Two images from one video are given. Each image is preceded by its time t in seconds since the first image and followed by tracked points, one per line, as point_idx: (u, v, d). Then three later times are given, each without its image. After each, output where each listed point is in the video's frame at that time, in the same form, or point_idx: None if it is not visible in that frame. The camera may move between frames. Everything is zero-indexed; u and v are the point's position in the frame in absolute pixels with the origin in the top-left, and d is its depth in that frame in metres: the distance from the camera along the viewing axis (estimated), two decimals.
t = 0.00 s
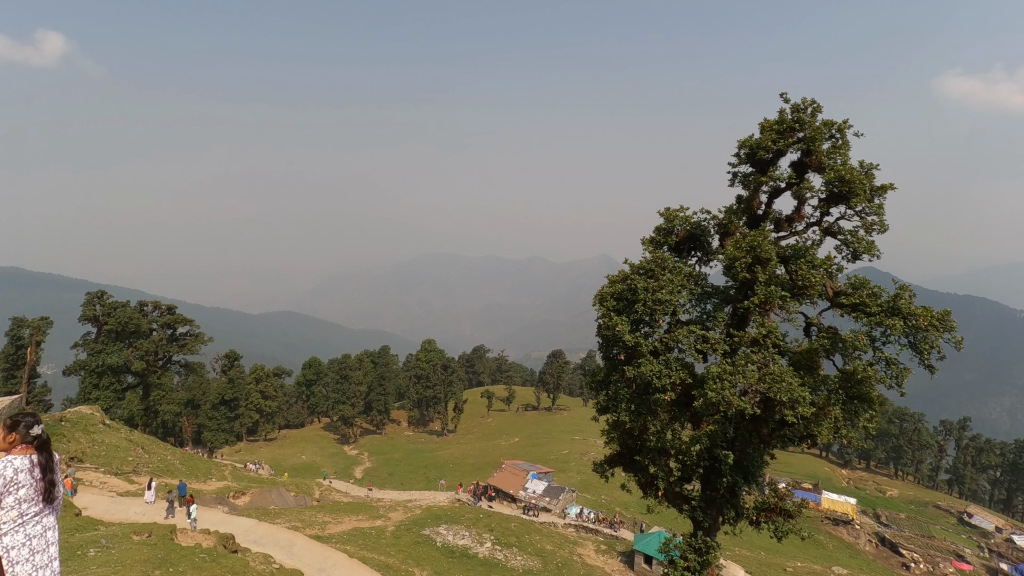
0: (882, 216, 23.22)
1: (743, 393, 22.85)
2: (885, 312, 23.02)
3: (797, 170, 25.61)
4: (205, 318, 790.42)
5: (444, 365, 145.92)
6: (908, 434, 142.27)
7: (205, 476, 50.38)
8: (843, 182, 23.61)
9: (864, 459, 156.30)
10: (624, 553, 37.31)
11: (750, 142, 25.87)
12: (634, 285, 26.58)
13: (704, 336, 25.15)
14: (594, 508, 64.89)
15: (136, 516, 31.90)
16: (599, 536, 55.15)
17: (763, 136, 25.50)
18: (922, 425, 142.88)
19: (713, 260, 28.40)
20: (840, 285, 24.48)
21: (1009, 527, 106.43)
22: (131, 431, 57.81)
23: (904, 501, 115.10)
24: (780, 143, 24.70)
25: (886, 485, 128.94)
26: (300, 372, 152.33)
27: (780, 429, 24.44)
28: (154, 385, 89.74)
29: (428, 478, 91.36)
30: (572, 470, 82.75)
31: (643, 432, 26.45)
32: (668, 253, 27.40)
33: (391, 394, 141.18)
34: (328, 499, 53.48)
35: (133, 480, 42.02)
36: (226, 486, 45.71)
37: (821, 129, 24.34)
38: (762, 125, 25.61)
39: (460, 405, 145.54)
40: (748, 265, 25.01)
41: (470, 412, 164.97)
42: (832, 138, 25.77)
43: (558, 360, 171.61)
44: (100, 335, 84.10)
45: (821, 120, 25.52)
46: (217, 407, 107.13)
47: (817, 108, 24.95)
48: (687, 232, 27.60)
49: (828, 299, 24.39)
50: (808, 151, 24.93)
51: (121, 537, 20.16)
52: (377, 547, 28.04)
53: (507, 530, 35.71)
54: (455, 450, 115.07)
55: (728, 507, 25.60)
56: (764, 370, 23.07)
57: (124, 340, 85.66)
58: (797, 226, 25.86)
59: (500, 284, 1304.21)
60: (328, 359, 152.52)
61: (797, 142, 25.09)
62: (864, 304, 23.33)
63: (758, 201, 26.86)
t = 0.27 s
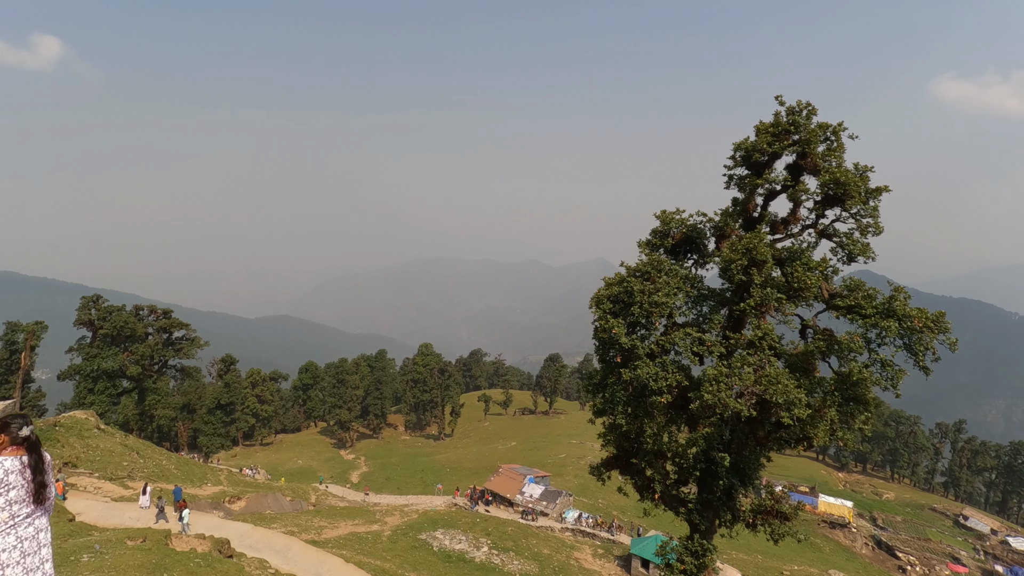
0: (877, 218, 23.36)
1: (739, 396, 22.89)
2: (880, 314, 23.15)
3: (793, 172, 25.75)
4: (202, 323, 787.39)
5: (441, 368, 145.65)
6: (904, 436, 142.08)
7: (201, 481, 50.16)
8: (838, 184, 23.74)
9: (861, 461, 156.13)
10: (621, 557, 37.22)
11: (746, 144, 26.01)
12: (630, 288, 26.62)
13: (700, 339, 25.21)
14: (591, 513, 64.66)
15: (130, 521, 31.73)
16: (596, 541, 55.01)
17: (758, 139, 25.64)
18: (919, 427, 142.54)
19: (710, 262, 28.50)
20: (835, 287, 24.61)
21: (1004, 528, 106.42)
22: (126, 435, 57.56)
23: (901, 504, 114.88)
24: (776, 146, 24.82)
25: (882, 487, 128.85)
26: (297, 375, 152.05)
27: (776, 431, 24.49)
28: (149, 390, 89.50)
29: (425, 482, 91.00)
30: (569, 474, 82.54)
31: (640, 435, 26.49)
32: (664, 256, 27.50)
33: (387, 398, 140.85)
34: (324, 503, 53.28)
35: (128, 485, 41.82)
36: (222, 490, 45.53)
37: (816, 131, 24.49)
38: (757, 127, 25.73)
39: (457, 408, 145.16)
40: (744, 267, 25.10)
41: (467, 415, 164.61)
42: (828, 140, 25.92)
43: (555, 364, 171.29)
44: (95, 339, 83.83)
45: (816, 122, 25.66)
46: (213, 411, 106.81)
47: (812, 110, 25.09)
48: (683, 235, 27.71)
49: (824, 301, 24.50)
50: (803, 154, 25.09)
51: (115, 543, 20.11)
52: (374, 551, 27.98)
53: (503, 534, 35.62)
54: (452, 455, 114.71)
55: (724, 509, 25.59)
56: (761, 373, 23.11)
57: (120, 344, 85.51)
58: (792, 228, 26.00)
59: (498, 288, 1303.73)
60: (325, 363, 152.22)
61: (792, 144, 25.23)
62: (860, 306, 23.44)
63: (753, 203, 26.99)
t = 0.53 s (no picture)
0: (865, 210, 23.70)
1: (730, 388, 23.09)
2: (868, 305, 23.46)
3: (783, 166, 26.07)
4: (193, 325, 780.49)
5: (433, 366, 145.37)
6: (891, 427, 142.90)
7: (189, 477, 49.78)
8: (828, 177, 24.06)
9: (849, 452, 157.52)
10: (612, 550, 37.38)
11: (736, 138, 26.28)
12: (622, 282, 26.78)
13: (691, 332, 25.40)
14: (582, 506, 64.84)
15: (117, 517, 31.45)
16: (587, 535, 55.18)
17: (749, 132, 25.91)
18: (906, 418, 143.47)
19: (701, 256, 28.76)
20: (825, 279, 24.93)
21: (987, 513, 108.13)
22: (112, 431, 56.94)
23: (888, 493, 116.03)
24: (766, 139, 25.13)
25: (870, 478, 130.17)
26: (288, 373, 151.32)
27: (766, 422, 24.74)
28: (137, 386, 88.74)
29: (416, 478, 90.80)
30: (560, 469, 82.70)
31: (632, 428, 26.65)
32: (656, 250, 27.71)
33: (379, 395, 140.38)
34: (314, 499, 53.05)
35: (114, 481, 41.40)
36: (210, 486, 45.22)
37: (806, 124, 24.81)
38: (748, 121, 26.00)
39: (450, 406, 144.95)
40: (735, 260, 25.33)
41: (459, 413, 164.54)
42: (817, 134, 26.23)
43: (547, 361, 171.42)
44: (81, 335, 82.99)
45: (805, 116, 25.96)
46: (202, 407, 106.08)
47: (802, 104, 25.38)
48: (675, 229, 27.95)
49: (814, 293, 24.80)
50: (793, 147, 25.42)
51: (100, 537, 20.02)
52: (365, 546, 27.93)
53: (495, 528, 35.65)
54: (444, 451, 114.60)
55: (715, 501, 25.82)
56: (751, 365, 23.33)
57: (106, 340, 84.66)
58: (782, 222, 26.32)
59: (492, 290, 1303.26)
60: (316, 361, 151.64)
61: (782, 138, 25.56)
62: (849, 298, 23.72)
63: (744, 197, 27.28)
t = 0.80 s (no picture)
0: (859, 205, 23.90)
1: (725, 383, 23.18)
2: (863, 299, 23.62)
3: (778, 161, 26.25)
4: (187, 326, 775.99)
5: (429, 364, 145.13)
6: (885, 421, 143.16)
7: (183, 473, 49.46)
8: (822, 171, 24.26)
9: (842, 446, 158.29)
10: (608, 546, 37.45)
11: (731, 133, 26.47)
12: (617, 279, 26.82)
13: (687, 328, 25.48)
14: (577, 503, 64.85)
15: (109, 512, 31.22)
16: (583, 531, 55.22)
17: (743, 128, 26.10)
18: (899, 412, 143.70)
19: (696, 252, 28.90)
20: (819, 274, 25.11)
21: (978, 503, 109.28)
22: (104, 427, 56.59)
23: (881, 486, 116.70)
24: (761, 134, 25.33)
25: (863, 471, 130.87)
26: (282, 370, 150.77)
27: (761, 417, 24.84)
28: (129, 382, 88.22)
29: (412, 475, 90.59)
30: (556, 466, 82.72)
31: (627, 424, 26.70)
32: (651, 246, 27.82)
33: (374, 393, 139.97)
34: (309, 496, 52.82)
35: (105, 477, 41.08)
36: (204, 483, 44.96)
37: (800, 119, 25.01)
38: (742, 117, 26.17)
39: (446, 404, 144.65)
40: (730, 256, 25.46)
41: (455, 410, 164.41)
42: (812, 129, 26.43)
43: (543, 359, 171.38)
44: (73, 331, 82.32)
45: (800, 111, 26.13)
46: (196, 404, 105.54)
47: (796, 99, 25.58)
48: (670, 225, 28.08)
49: (808, 288, 24.96)
50: (787, 142, 25.61)
51: (92, 531, 20.02)
52: (360, 542, 27.86)
53: (490, 525, 35.62)
54: (440, 448, 114.43)
55: (710, 495, 25.92)
56: (746, 360, 23.44)
57: (98, 336, 84.14)
58: (777, 217, 26.50)
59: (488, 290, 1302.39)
60: (311, 358, 151.25)
61: (776, 133, 25.75)
62: (843, 292, 23.89)
63: (739, 193, 27.45)
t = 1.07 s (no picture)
0: (856, 200, 24.07)
1: (723, 378, 23.27)
2: (860, 293, 23.76)
3: (775, 157, 26.42)
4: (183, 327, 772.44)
5: (426, 362, 144.81)
6: (881, 416, 143.84)
7: (180, 469, 49.26)
8: (819, 166, 24.44)
9: (839, 442, 158.59)
10: (606, 542, 37.50)
11: (728, 129, 26.63)
12: (615, 276, 26.88)
13: (684, 324, 25.55)
14: (574, 500, 64.79)
15: (107, 507, 31.09)
16: (581, 527, 55.17)
17: (741, 123, 26.25)
18: (895, 407, 144.07)
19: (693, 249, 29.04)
20: (817, 269, 25.27)
21: (973, 495, 109.88)
22: (101, 423, 56.36)
23: (878, 480, 116.99)
24: (758, 130, 25.50)
25: (860, 466, 131.17)
26: (279, 367, 150.27)
27: (759, 412, 24.94)
28: (126, 378, 87.75)
29: (409, 473, 90.35)
30: (554, 463, 82.61)
31: (625, 421, 26.76)
32: (649, 243, 27.94)
33: (372, 391, 139.58)
34: (306, 493, 52.63)
35: (102, 472, 40.87)
36: (201, 479, 44.79)
37: (797, 114, 25.19)
38: (740, 112, 26.32)
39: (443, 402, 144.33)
40: (727, 252, 25.58)
41: (453, 408, 164.15)
42: (809, 124, 26.59)
43: (540, 357, 171.16)
44: (68, 327, 81.86)
45: (797, 106, 26.30)
46: (192, 401, 105.20)
47: (793, 94, 25.75)
48: (667, 222, 28.21)
49: (806, 283, 25.10)
50: (785, 137, 25.78)
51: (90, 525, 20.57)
52: (358, 538, 27.89)
53: (488, 522, 35.60)
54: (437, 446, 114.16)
55: (708, 491, 26.00)
56: (744, 355, 23.54)
57: (94, 332, 83.60)
58: (774, 213, 26.67)
59: (485, 291, 1301.23)
60: (308, 356, 150.85)
61: (774, 128, 25.92)
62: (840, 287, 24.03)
63: (736, 188, 27.62)
